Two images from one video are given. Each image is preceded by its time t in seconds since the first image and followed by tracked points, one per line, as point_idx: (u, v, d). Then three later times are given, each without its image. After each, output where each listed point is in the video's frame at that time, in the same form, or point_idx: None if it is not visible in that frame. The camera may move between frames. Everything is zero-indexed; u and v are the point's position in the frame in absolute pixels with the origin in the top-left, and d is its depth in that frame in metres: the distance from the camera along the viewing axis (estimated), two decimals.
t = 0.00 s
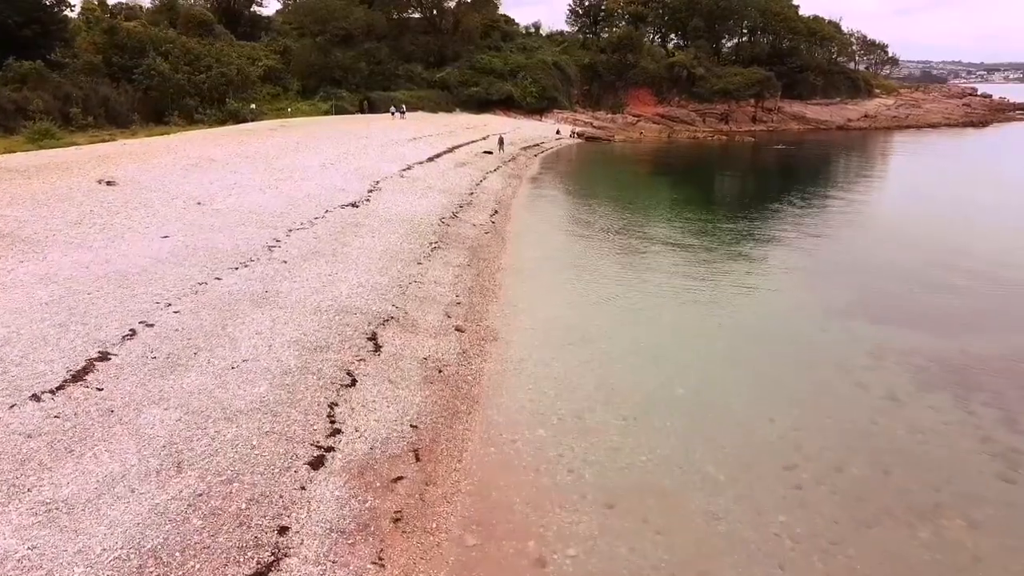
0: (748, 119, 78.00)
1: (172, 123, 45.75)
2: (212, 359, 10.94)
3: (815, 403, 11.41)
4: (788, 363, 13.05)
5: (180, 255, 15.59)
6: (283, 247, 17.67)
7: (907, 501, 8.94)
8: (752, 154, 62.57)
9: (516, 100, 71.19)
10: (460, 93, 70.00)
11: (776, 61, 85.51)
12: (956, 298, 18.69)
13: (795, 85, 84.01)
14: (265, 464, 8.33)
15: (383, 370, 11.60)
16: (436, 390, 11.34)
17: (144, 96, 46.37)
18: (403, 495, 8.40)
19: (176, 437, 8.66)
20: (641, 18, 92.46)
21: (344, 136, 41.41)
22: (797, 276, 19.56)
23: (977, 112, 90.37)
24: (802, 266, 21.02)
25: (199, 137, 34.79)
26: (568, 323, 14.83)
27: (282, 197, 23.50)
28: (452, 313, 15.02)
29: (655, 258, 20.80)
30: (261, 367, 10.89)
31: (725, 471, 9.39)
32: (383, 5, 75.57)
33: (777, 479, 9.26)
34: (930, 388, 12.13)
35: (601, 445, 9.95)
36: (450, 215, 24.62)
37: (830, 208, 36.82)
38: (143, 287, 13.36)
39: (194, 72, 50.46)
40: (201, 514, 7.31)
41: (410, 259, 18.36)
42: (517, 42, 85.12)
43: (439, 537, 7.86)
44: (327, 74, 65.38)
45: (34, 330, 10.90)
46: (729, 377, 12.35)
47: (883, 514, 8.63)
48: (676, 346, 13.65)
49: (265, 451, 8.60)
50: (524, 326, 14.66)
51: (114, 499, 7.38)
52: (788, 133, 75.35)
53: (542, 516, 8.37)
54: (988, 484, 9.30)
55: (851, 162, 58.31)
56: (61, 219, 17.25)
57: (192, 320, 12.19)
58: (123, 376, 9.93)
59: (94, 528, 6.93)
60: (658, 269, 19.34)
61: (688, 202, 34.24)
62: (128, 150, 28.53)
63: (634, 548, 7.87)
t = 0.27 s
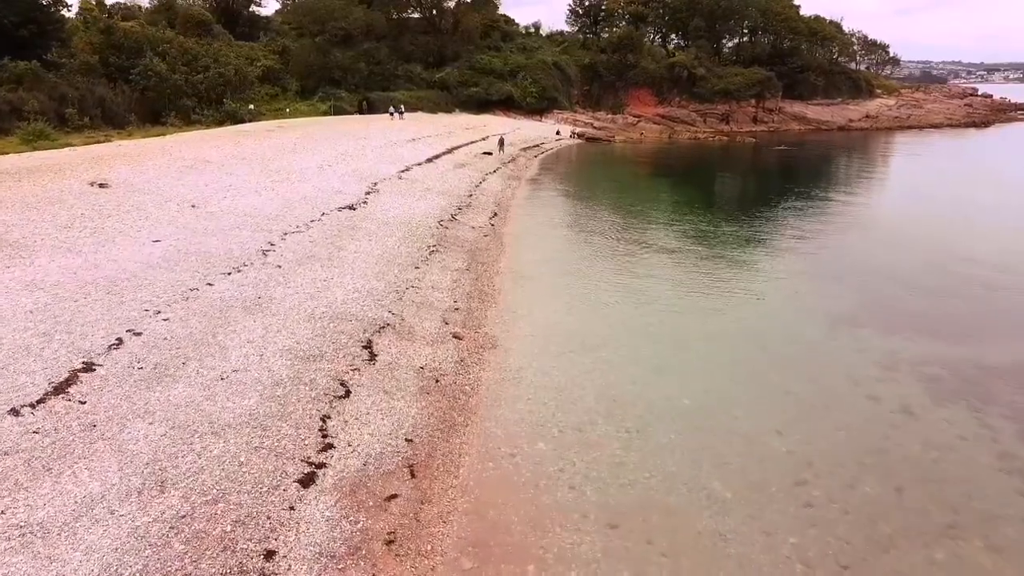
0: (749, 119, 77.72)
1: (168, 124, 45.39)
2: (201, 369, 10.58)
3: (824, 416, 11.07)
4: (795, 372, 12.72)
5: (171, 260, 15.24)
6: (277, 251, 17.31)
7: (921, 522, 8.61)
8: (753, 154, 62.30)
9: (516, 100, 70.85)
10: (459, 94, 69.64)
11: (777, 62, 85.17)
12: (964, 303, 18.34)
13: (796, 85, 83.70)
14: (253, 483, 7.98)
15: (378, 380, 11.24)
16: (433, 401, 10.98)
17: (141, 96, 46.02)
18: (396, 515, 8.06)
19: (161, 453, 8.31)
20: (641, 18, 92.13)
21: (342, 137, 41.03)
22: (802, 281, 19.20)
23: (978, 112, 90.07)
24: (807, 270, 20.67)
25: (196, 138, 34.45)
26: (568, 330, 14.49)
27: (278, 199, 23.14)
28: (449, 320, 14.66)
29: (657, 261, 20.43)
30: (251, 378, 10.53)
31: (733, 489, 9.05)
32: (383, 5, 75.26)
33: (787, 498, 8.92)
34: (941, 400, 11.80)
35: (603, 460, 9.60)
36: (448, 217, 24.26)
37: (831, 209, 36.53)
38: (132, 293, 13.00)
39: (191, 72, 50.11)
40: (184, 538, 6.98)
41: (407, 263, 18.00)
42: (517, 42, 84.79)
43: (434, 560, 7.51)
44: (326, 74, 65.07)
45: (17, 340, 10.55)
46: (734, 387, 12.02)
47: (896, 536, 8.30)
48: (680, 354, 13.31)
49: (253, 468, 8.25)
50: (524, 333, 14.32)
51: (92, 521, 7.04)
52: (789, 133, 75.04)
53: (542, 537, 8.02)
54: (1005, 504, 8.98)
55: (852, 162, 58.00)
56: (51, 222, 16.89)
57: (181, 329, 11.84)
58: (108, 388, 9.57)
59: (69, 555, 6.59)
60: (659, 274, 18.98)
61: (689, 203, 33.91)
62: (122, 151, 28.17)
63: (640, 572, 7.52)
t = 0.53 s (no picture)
0: (749, 120, 77.43)
1: (165, 124, 45.04)
2: (188, 381, 10.23)
3: (833, 428, 10.72)
4: (801, 381, 12.38)
5: (162, 265, 14.89)
6: (271, 255, 16.96)
7: (937, 543, 8.27)
8: (753, 154, 62.03)
9: (516, 101, 70.51)
10: (459, 94, 69.26)
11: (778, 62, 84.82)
12: (973, 307, 18.00)
13: (797, 85, 83.42)
14: (238, 503, 7.63)
15: (371, 392, 10.88)
16: (429, 413, 10.63)
17: (138, 97, 45.67)
18: (389, 537, 7.71)
19: (142, 472, 7.96)
20: (641, 18, 91.78)
21: (341, 138, 40.69)
22: (806, 286, 18.88)
23: (980, 112, 89.75)
24: (810, 274, 20.34)
25: (192, 139, 34.11)
26: (568, 337, 14.14)
27: (273, 202, 22.80)
28: (447, 327, 14.30)
29: (658, 265, 20.09)
30: (240, 390, 10.18)
31: (740, 507, 8.70)
32: (382, 6, 74.96)
33: (797, 517, 8.56)
34: (953, 410, 11.46)
35: (606, 476, 9.25)
36: (447, 220, 23.92)
37: (832, 211, 36.28)
38: (120, 300, 12.66)
39: (188, 72, 49.76)
40: (163, 565, 6.63)
41: (404, 268, 17.65)
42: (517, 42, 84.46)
43: None
44: (324, 75, 64.74)
45: None
46: (739, 397, 11.68)
47: (911, 558, 7.96)
48: (683, 362, 12.97)
49: (239, 488, 7.90)
50: (523, 340, 13.97)
51: (67, 547, 6.70)
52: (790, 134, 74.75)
53: (541, 560, 7.66)
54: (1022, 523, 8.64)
55: (853, 163, 57.74)
56: (40, 226, 16.54)
57: (170, 338, 11.49)
58: (90, 402, 9.23)
59: None
60: (660, 278, 18.64)
61: (690, 205, 33.60)
62: (117, 152, 27.83)
63: None
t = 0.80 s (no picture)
0: (750, 120, 77.17)
1: (162, 125, 44.70)
2: (175, 392, 9.87)
3: (841, 440, 10.39)
4: (808, 391, 12.05)
5: (152, 270, 14.54)
6: (265, 260, 16.62)
7: (954, 563, 7.93)
8: (754, 155, 61.72)
9: (516, 101, 70.17)
10: (459, 94, 68.92)
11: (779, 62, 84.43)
12: (981, 313, 17.65)
13: (797, 85, 83.10)
14: (223, 526, 7.29)
15: (364, 403, 10.51)
16: (424, 426, 10.27)
17: (135, 97, 45.32)
18: (381, 560, 7.38)
19: (123, 491, 7.61)
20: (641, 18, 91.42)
21: (339, 139, 40.34)
22: (811, 290, 18.55)
23: (981, 112, 89.39)
24: (814, 278, 20.00)
25: (188, 140, 33.76)
26: (568, 344, 13.80)
27: (268, 204, 22.45)
28: (444, 334, 13.95)
29: (659, 269, 19.76)
30: (229, 402, 9.81)
31: (749, 526, 8.35)
32: (381, 5, 74.60)
33: (807, 536, 8.22)
34: (966, 422, 11.11)
35: (608, 492, 8.89)
36: (445, 223, 23.55)
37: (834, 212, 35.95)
38: (107, 307, 12.30)
39: (185, 73, 49.40)
40: None
41: (401, 272, 17.29)
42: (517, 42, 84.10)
43: None
44: (323, 75, 64.38)
45: None
46: (744, 407, 11.35)
47: None
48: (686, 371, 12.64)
49: (224, 509, 7.55)
50: (522, 348, 13.62)
51: None
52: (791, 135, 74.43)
53: None
54: None
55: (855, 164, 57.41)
56: (28, 230, 16.19)
57: (157, 347, 11.14)
58: (71, 416, 8.87)
59: None
60: (662, 282, 18.31)
61: (691, 207, 33.29)
62: (111, 154, 27.50)
63: None
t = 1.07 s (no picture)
0: (751, 121, 76.88)
1: (159, 125, 44.35)
2: (159, 405, 9.50)
3: (852, 453, 10.02)
4: (816, 400, 11.70)
5: (141, 276, 14.18)
6: (259, 264, 16.26)
7: None
8: (755, 156, 61.45)
9: (515, 101, 69.83)
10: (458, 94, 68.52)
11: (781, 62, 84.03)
12: (989, 318, 17.30)
13: (798, 86, 82.76)
14: (205, 552, 6.94)
15: (358, 416, 10.15)
16: (419, 439, 9.90)
17: (131, 98, 44.92)
18: None
19: (101, 512, 7.25)
20: (642, 18, 90.93)
21: (337, 140, 39.95)
22: (815, 295, 18.21)
23: (984, 113, 88.94)
24: (819, 282, 19.64)
25: (184, 141, 33.39)
26: (568, 352, 13.44)
27: (264, 207, 22.10)
28: (441, 341, 13.59)
29: (660, 274, 19.41)
30: (216, 415, 9.45)
31: (758, 546, 7.99)
32: (380, 5, 74.28)
33: (819, 558, 7.86)
34: (980, 433, 10.74)
35: (610, 510, 8.53)
36: (444, 226, 23.17)
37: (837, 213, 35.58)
38: (93, 314, 11.95)
39: (182, 73, 49.07)
40: None
41: (397, 277, 16.92)
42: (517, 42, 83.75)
43: None
44: (321, 75, 64.02)
45: None
46: (750, 418, 11.00)
47: None
48: (689, 380, 12.30)
49: (207, 532, 7.19)
50: (521, 356, 13.25)
51: None
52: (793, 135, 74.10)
53: None
54: None
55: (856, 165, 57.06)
56: (16, 234, 15.86)
57: (144, 356, 10.78)
58: (49, 432, 8.51)
59: None
60: (663, 287, 17.96)
61: (692, 209, 32.96)
62: (105, 155, 27.17)
63: None
